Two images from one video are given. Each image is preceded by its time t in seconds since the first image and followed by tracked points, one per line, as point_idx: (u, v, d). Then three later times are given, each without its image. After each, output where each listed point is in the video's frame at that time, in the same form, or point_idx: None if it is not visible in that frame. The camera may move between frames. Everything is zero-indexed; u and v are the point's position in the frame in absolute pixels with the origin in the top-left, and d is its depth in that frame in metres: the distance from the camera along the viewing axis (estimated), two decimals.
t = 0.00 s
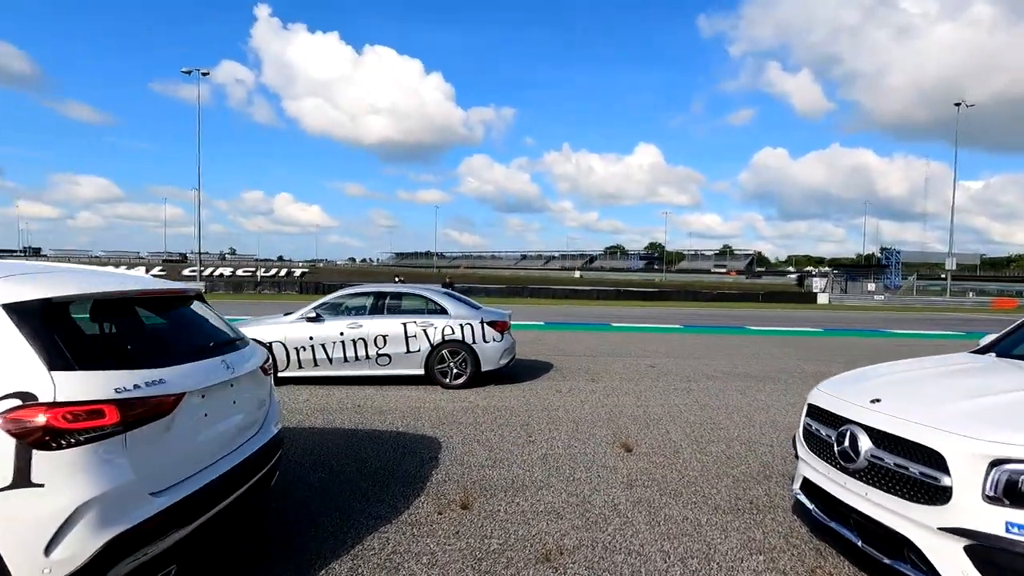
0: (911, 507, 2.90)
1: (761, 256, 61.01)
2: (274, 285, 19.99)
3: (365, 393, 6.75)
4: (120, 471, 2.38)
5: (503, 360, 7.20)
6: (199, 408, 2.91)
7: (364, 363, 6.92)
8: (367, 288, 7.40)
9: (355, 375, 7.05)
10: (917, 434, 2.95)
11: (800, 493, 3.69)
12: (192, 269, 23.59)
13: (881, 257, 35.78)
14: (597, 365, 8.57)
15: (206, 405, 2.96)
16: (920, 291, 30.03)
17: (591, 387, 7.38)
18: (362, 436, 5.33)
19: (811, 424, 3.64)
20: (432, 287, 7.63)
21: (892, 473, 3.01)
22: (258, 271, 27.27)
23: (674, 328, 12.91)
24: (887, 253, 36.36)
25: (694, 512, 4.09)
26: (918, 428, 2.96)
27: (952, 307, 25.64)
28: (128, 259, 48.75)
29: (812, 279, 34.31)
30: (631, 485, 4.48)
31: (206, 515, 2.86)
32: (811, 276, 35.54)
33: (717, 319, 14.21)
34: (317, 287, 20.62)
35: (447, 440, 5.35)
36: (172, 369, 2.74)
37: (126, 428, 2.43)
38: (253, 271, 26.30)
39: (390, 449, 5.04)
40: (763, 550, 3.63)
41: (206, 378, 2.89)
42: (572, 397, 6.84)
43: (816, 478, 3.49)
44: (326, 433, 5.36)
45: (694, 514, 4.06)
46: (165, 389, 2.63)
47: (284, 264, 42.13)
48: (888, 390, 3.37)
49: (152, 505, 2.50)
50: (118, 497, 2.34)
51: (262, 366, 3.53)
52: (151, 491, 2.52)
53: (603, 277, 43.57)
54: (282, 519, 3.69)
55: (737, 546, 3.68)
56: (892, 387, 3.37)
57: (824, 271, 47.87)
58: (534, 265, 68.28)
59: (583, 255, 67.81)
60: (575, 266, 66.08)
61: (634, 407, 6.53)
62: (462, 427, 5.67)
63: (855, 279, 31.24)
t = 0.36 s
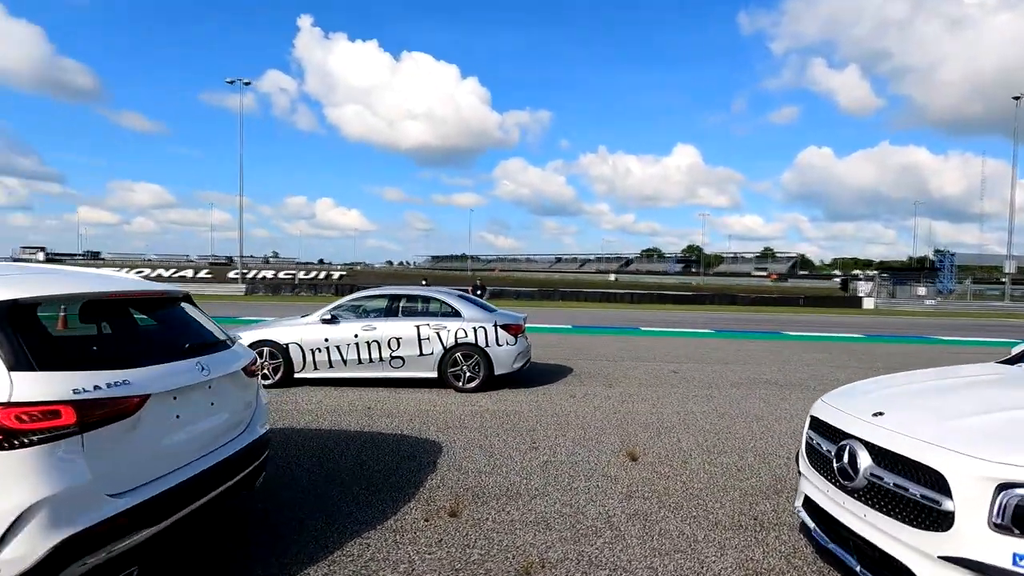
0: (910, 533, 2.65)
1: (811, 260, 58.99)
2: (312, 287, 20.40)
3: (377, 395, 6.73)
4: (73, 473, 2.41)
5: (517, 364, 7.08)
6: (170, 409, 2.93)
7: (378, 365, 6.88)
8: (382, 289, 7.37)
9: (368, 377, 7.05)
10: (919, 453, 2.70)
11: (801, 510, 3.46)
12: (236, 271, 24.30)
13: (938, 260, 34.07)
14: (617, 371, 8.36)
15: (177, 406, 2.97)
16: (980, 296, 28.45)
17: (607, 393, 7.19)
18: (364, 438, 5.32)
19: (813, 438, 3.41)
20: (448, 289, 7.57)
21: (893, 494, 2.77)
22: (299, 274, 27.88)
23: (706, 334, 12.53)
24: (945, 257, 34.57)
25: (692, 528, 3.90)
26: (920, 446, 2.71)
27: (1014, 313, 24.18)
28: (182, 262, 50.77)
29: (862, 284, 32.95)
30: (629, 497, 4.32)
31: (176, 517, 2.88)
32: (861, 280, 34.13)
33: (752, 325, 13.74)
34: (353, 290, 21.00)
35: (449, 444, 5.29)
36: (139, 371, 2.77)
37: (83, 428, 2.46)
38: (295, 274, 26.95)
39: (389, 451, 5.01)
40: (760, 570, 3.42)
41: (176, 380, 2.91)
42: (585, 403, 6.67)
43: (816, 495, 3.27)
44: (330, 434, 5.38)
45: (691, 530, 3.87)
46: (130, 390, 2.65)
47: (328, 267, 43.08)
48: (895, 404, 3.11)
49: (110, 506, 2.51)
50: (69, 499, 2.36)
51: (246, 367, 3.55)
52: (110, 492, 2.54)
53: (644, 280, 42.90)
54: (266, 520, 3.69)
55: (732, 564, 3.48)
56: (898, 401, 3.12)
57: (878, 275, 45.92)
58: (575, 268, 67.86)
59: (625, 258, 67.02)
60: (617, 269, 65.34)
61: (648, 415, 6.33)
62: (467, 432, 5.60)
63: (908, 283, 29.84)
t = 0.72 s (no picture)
0: (887, 551, 2.51)
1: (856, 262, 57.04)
2: (344, 292, 20.75)
3: (385, 399, 6.77)
4: (40, 474, 2.53)
5: (525, 368, 7.03)
6: (149, 412, 3.03)
7: (386, 368, 6.94)
8: (392, 294, 7.44)
9: (378, 381, 7.11)
10: (896, 467, 2.57)
11: (788, 523, 3.33)
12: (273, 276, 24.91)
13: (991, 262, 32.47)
14: (633, 378, 8.22)
15: (155, 409, 3.08)
16: None
17: (618, 400, 7.07)
18: (365, 442, 5.37)
19: (800, 448, 3.28)
20: (459, 294, 7.58)
21: (871, 510, 2.64)
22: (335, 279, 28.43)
23: (734, 340, 12.20)
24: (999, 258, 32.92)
25: (681, 539, 3.79)
26: (898, 460, 2.58)
27: None
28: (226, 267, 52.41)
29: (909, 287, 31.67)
30: (620, 506, 4.23)
31: (152, 518, 2.97)
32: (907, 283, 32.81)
33: (784, 332, 13.32)
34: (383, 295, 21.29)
35: (447, 449, 5.29)
36: (111, 375, 2.88)
37: (49, 430, 2.58)
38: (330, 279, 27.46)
39: (387, 456, 5.04)
40: None
41: (149, 384, 3.02)
42: (593, 410, 6.58)
43: (801, 509, 3.14)
44: (332, 437, 5.45)
45: (679, 541, 3.76)
46: (102, 394, 2.77)
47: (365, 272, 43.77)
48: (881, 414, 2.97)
49: (75, 507, 2.64)
50: (34, 500, 2.49)
51: (228, 371, 3.65)
52: (77, 493, 2.66)
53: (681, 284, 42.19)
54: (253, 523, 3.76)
55: None
56: (885, 411, 2.98)
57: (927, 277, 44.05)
58: (610, 271, 67.26)
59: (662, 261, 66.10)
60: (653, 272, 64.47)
61: (656, 423, 6.19)
62: (468, 437, 5.59)
63: (958, 286, 28.53)
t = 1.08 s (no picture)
0: (882, 570, 2.36)
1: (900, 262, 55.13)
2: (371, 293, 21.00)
3: (397, 400, 6.77)
4: (24, 473, 2.60)
5: (537, 370, 6.96)
6: (136, 412, 3.09)
7: (399, 369, 6.93)
8: (406, 295, 7.45)
9: (392, 382, 7.10)
10: (892, 479, 2.42)
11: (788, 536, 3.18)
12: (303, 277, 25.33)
13: None
14: (651, 381, 8.06)
15: (144, 410, 3.13)
16: None
17: (632, 403, 6.94)
18: (371, 442, 5.38)
19: (800, 458, 3.13)
20: (473, 295, 7.55)
21: (866, 526, 2.49)
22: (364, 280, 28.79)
23: (760, 343, 11.90)
24: None
25: (679, 550, 3.67)
26: (895, 472, 2.43)
27: None
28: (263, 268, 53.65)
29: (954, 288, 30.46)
30: (621, 514, 4.13)
31: (140, 517, 3.01)
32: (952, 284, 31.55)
33: (813, 336, 12.95)
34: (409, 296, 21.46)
35: (452, 449, 5.25)
36: (98, 376, 2.95)
37: (33, 430, 2.65)
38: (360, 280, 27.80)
39: (391, 457, 5.03)
40: None
41: (138, 384, 3.08)
42: (605, 414, 6.47)
43: (799, 522, 3.00)
44: (339, 438, 5.47)
45: (677, 552, 3.64)
46: (86, 395, 2.84)
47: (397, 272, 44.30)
48: (882, 422, 2.82)
49: (60, 506, 2.69)
50: (17, 498, 2.55)
51: (222, 372, 3.70)
52: (61, 492, 2.72)
53: (714, 285, 41.47)
54: (248, 525, 3.81)
55: None
56: (886, 418, 2.83)
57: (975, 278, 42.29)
58: (643, 272, 66.50)
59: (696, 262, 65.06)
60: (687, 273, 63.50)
61: (669, 428, 6.05)
62: (474, 438, 5.54)
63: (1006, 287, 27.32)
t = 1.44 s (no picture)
0: None
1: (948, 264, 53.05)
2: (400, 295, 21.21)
3: (413, 400, 6.78)
4: (22, 467, 2.67)
5: (554, 372, 6.88)
6: (135, 410, 3.15)
7: (415, 370, 6.95)
8: (423, 296, 7.46)
9: (409, 382, 7.12)
10: (895, 493, 2.28)
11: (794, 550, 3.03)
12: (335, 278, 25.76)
13: None
14: (672, 386, 7.90)
15: (143, 407, 3.19)
16: None
17: (651, 408, 6.81)
18: (382, 443, 5.39)
19: (806, 470, 2.98)
20: (490, 296, 7.52)
21: (867, 543, 2.35)
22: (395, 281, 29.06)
23: (791, 348, 11.57)
24: None
25: (683, 561, 3.55)
26: (898, 486, 2.29)
27: None
28: (300, 269, 54.77)
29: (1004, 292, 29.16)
30: (626, 522, 4.03)
31: (139, 513, 3.06)
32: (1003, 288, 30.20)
33: (848, 340, 12.54)
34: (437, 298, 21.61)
35: (462, 451, 5.22)
36: (98, 373, 3.03)
37: (32, 426, 2.72)
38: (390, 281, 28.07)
39: (400, 457, 5.04)
40: None
41: (137, 381, 3.15)
42: (621, 418, 6.35)
43: (803, 536, 2.86)
44: (351, 437, 5.50)
45: (681, 563, 3.52)
46: (84, 392, 2.91)
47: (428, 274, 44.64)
48: (891, 431, 2.68)
49: (57, 501, 2.76)
50: (14, 491, 2.62)
51: (225, 371, 3.76)
52: (59, 487, 2.79)
53: (750, 287, 40.59)
54: (251, 523, 3.84)
55: None
56: (894, 428, 2.69)
57: None
58: (678, 274, 65.58)
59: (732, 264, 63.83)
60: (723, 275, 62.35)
61: (685, 434, 5.91)
62: (485, 440, 5.51)
63: None
